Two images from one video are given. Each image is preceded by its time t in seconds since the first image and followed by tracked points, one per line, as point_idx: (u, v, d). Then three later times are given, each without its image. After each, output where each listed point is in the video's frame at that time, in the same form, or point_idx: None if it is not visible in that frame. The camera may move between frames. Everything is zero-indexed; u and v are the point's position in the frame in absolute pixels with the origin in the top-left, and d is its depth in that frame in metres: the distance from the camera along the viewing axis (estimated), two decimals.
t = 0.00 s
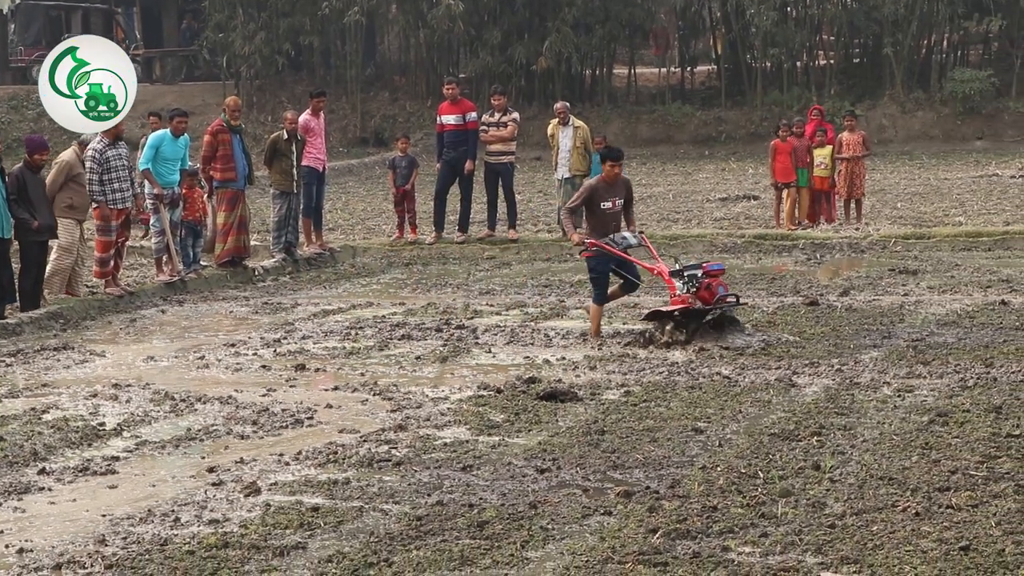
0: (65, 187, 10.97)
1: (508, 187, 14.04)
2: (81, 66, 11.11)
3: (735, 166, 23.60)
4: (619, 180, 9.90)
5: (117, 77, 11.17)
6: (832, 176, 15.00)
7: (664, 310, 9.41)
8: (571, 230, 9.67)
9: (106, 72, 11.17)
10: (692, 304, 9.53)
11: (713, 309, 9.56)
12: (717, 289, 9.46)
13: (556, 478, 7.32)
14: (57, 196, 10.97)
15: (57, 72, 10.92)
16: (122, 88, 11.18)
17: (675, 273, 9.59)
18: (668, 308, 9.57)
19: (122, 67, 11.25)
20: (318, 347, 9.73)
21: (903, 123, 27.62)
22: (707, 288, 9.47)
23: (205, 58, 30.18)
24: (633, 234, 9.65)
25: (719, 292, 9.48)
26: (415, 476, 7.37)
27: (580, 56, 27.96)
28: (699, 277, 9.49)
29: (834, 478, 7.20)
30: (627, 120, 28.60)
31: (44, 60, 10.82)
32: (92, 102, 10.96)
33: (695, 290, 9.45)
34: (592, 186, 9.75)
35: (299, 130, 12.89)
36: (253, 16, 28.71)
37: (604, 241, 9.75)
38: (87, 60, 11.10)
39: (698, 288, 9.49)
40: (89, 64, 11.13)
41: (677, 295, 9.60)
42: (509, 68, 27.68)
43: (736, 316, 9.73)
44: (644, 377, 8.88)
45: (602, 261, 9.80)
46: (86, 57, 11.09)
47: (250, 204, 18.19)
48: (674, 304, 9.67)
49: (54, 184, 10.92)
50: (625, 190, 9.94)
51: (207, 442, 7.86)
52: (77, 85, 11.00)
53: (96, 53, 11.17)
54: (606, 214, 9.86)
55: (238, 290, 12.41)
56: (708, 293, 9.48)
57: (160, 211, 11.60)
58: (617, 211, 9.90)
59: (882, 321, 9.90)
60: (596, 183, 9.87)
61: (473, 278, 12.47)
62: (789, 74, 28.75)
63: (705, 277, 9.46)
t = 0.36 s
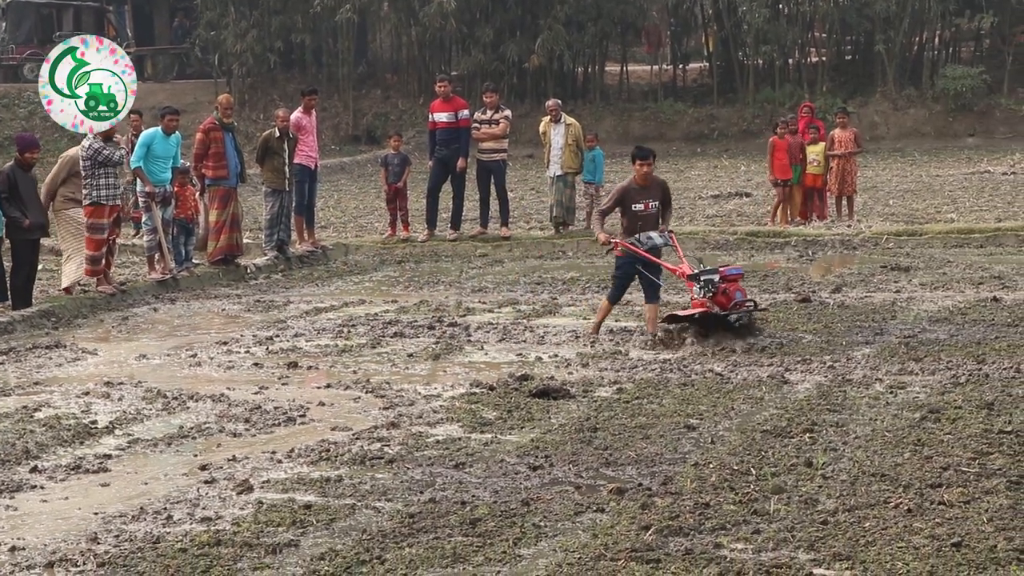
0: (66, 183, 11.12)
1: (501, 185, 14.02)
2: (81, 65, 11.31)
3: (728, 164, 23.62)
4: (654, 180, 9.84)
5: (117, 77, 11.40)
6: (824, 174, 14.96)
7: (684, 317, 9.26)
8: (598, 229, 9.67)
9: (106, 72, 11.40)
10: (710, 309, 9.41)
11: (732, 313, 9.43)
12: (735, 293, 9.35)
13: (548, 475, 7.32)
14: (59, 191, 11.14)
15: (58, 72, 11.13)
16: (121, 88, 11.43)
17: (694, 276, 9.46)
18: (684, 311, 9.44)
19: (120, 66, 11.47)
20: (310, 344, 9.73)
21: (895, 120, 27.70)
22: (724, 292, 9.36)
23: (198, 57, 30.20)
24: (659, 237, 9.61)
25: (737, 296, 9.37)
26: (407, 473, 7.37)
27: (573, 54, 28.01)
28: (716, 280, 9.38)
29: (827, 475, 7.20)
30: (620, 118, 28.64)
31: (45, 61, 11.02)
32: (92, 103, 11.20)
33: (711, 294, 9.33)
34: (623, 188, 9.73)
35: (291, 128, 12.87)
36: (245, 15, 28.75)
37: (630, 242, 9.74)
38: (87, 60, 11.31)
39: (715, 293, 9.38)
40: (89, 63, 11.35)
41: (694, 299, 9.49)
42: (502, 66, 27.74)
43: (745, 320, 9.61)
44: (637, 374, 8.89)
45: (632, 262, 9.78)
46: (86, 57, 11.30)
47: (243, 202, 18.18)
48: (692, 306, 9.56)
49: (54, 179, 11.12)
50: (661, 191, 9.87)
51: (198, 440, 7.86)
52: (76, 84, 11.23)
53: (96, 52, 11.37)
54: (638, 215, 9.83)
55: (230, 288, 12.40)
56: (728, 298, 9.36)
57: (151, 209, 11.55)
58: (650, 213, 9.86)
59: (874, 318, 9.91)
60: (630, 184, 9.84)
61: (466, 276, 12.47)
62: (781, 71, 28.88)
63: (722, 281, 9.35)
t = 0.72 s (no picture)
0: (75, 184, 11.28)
1: (495, 181, 14.03)
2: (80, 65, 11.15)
3: (723, 159, 23.65)
4: (686, 176, 9.90)
5: (117, 77, 11.26)
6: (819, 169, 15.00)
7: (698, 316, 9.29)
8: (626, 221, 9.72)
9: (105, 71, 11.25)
10: (727, 305, 9.37)
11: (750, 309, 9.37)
12: (751, 291, 9.27)
13: (543, 471, 7.32)
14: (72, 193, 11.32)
15: (58, 72, 10.98)
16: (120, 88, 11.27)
17: (712, 272, 9.38)
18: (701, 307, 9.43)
19: (121, 66, 11.33)
20: (305, 340, 9.73)
21: (890, 115, 27.81)
22: (741, 290, 9.28)
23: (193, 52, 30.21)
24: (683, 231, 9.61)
25: (755, 294, 9.28)
26: (402, 469, 7.37)
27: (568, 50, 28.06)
28: (734, 277, 9.27)
29: (821, 469, 7.21)
30: (615, 113, 28.68)
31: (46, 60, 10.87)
32: (92, 103, 11.05)
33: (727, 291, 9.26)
34: (653, 181, 9.81)
35: (286, 124, 12.88)
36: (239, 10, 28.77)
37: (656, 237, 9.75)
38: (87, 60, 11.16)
39: (733, 289, 9.30)
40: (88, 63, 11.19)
41: (713, 295, 9.45)
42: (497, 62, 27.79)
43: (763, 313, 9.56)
44: (632, 369, 8.89)
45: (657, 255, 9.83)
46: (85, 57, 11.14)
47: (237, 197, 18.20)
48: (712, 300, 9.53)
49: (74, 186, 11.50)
50: (692, 187, 9.91)
51: (193, 436, 7.86)
52: (76, 84, 11.07)
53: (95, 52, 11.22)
54: (667, 209, 9.90)
55: (225, 284, 12.42)
56: (746, 296, 9.30)
57: (146, 205, 11.59)
58: (680, 207, 9.90)
59: (869, 313, 9.92)
60: (661, 178, 9.91)
61: (461, 271, 12.48)
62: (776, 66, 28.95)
63: (739, 278, 9.25)
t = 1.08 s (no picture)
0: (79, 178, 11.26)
1: (486, 173, 14.03)
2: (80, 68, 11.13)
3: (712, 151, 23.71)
4: (720, 164, 9.84)
5: (117, 77, 11.18)
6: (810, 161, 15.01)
7: (710, 302, 9.28)
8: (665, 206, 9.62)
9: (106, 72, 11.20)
10: (741, 295, 9.32)
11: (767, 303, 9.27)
12: (765, 282, 9.18)
13: (535, 462, 7.33)
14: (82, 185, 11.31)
15: (58, 72, 10.98)
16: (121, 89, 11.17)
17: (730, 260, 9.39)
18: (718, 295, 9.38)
19: (121, 66, 11.26)
20: (296, 333, 9.73)
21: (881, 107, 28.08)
22: (753, 280, 9.21)
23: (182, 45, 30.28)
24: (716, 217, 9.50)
25: (768, 285, 9.19)
26: (394, 461, 7.38)
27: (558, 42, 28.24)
28: (750, 267, 9.23)
29: (812, 460, 7.22)
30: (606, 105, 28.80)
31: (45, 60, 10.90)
32: (92, 102, 10.96)
33: (740, 279, 9.22)
34: (686, 166, 9.77)
35: (277, 117, 12.88)
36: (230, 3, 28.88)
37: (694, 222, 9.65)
38: (87, 61, 11.12)
39: (747, 279, 9.25)
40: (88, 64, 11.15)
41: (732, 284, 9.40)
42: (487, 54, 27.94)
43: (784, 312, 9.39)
44: (623, 361, 8.90)
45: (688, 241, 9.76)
46: (85, 58, 11.10)
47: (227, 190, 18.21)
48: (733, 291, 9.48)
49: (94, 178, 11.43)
50: (725, 176, 9.86)
51: (185, 428, 7.87)
52: (76, 85, 11.03)
53: (96, 53, 11.18)
54: (698, 196, 9.84)
55: (216, 277, 12.42)
56: (762, 289, 9.21)
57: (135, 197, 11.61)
58: (712, 195, 9.85)
59: (859, 304, 9.95)
60: (696, 165, 9.86)
61: (452, 263, 12.49)
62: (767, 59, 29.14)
63: (754, 267, 9.19)
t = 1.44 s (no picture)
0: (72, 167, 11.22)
1: (471, 161, 14.00)
2: (80, 66, 10.96)
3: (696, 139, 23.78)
4: (752, 152, 9.72)
5: (117, 77, 11.05)
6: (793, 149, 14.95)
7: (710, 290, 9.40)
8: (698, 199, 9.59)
9: (106, 71, 11.06)
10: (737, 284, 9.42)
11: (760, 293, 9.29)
12: (754, 269, 9.26)
13: (520, 451, 7.33)
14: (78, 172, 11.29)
15: (57, 71, 10.81)
16: (121, 89, 11.05)
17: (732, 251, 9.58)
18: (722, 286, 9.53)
19: (121, 66, 11.13)
20: (282, 322, 9.72)
21: (865, 96, 28.40)
22: (744, 267, 9.32)
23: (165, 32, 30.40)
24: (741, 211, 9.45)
25: (756, 272, 9.24)
26: (379, 450, 7.37)
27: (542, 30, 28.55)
28: (745, 254, 9.37)
29: (797, 448, 7.23)
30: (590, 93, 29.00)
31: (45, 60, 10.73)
32: (92, 103, 10.85)
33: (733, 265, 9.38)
34: (716, 153, 9.68)
35: (261, 105, 12.87)
36: None
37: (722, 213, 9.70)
38: (87, 60, 10.97)
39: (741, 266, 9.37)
40: (88, 63, 11.00)
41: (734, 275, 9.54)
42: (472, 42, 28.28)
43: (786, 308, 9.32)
44: (608, 349, 8.91)
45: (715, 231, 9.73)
46: (85, 57, 10.94)
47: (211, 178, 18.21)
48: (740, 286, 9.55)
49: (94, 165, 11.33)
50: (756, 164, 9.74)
51: (169, 417, 7.85)
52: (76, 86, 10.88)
53: (96, 52, 11.01)
54: (725, 182, 9.76)
55: (200, 265, 12.41)
56: (752, 276, 9.28)
57: (120, 185, 11.65)
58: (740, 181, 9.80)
59: (844, 292, 9.98)
60: (726, 150, 9.74)
61: (436, 252, 12.49)
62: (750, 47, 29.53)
63: (746, 254, 9.33)
